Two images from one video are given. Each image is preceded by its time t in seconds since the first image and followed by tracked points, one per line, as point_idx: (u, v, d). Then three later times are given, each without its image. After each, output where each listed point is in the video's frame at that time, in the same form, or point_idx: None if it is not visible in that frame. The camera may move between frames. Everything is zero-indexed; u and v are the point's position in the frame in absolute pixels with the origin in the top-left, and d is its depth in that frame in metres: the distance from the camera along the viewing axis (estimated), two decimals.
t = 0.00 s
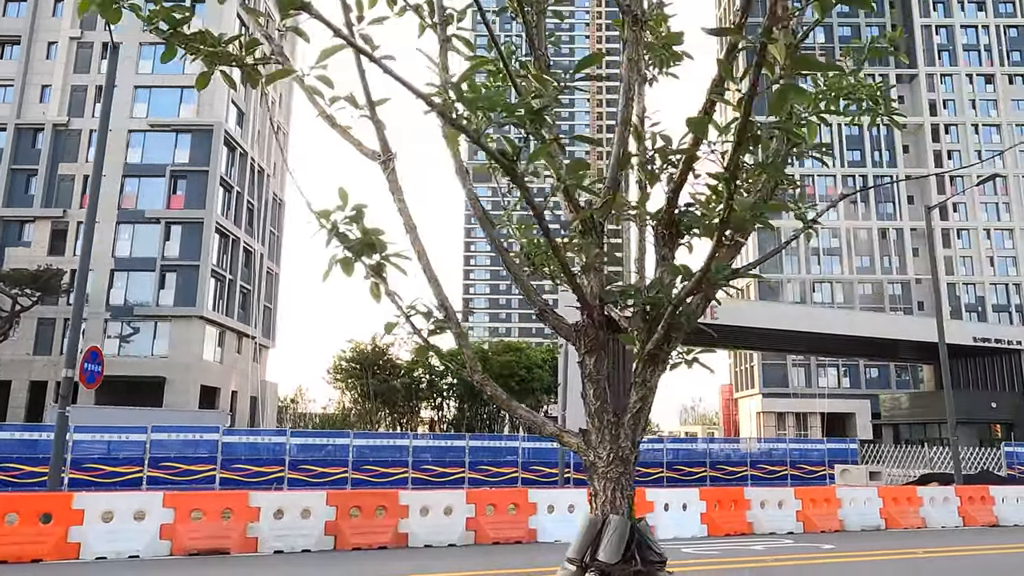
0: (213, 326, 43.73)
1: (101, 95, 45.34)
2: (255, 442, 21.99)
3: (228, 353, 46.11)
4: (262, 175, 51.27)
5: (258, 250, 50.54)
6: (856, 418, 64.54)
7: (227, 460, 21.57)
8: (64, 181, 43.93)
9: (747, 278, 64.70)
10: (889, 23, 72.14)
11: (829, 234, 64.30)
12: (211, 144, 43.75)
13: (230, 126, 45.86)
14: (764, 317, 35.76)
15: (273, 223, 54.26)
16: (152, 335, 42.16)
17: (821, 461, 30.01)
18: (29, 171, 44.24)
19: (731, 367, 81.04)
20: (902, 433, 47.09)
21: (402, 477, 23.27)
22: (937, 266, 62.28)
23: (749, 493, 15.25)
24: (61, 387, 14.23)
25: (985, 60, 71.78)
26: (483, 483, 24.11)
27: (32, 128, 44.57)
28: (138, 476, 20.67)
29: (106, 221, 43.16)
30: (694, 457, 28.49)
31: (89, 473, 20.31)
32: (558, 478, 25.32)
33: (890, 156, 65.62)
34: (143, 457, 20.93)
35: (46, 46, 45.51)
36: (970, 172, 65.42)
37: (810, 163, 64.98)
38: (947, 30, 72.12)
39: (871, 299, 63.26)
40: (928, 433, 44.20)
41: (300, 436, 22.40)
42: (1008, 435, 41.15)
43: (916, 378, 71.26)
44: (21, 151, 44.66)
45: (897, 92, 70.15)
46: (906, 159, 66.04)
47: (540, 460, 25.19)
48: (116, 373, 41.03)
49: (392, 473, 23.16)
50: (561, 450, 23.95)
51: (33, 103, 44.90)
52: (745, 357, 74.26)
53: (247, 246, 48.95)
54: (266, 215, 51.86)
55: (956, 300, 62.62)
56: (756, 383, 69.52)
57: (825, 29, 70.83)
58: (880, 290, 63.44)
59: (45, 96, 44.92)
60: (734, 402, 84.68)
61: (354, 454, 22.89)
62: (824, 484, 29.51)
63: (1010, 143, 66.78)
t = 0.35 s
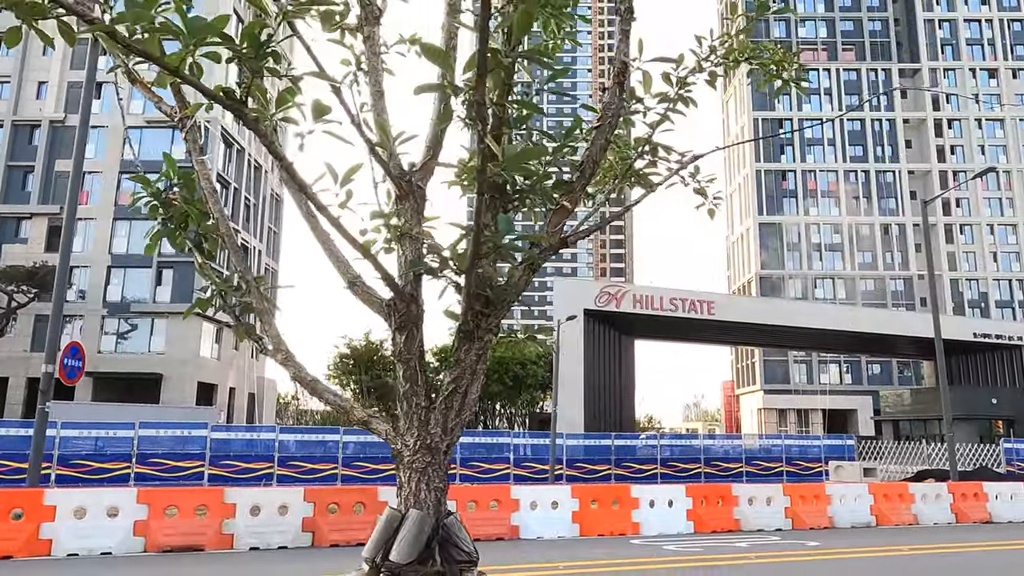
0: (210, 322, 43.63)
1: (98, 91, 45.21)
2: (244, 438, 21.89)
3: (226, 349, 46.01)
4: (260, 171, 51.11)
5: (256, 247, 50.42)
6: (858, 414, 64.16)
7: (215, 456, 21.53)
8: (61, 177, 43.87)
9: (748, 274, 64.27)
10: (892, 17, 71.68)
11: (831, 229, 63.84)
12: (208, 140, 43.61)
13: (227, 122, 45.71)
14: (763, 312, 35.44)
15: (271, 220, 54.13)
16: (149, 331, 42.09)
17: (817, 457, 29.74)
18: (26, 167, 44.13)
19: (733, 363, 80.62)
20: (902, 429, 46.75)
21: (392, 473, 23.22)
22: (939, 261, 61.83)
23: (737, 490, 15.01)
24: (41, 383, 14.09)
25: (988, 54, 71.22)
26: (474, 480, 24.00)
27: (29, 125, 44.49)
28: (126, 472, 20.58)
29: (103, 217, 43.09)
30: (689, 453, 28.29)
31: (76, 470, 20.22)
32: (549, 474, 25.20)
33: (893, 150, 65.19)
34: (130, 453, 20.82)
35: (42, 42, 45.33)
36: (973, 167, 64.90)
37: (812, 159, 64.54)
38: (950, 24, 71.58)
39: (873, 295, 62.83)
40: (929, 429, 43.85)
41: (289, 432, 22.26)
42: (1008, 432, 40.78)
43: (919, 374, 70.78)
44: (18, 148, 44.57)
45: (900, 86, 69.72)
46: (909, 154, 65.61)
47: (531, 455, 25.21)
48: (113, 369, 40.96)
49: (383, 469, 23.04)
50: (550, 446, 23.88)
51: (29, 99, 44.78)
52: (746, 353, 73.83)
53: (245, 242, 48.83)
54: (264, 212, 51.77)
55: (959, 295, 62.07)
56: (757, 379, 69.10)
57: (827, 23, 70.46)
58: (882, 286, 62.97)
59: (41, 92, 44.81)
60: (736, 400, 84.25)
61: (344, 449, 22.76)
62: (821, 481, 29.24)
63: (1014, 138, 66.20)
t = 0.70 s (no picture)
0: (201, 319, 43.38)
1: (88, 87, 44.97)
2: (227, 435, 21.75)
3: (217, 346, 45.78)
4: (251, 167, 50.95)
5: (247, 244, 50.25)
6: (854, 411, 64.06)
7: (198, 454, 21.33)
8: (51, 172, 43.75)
9: (743, 271, 64.11)
10: (889, 13, 71.51)
11: (827, 226, 63.65)
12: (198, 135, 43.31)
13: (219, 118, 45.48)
14: (755, 309, 35.27)
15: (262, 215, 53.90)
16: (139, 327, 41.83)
17: (807, 455, 29.61)
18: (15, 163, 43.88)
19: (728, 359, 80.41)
20: (896, 427, 46.63)
21: (377, 471, 23.16)
22: (935, 257, 61.67)
23: (720, 489, 14.84)
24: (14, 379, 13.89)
25: (985, 50, 70.97)
26: (461, 478, 23.90)
27: (19, 119, 44.18)
28: (106, 470, 20.42)
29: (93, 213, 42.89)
30: (679, 450, 28.07)
31: (55, 467, 20.07)
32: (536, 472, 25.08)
33: (889, 147, 65.10)
34: (110, 451, 20.61)
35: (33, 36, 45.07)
36: (969, 163, 64.63)
37: (808, 155, 64.47)
38: (947, 21, 71.35)
39: (869, 291, 62.67)
40: (922, 426, 43.71)
41: (273, 429, 22.10)
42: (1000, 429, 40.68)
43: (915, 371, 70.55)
44: (8, 142, 44.31)
45: (896, 82, 69.56)
46: (905, 151, 65.52)
47: (519, 453, 24.92)
48: (103, 366, 40.73)
49: (367, 467, 22.95)
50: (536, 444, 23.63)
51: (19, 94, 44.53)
52: (742, 349, 73.53)
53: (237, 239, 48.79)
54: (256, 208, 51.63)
55: (955, 292, 61.83)
56: (752, 375, 68.90)
57: (823, 18, 70.30)
58: (877, 282, 62.79)
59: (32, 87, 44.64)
60: (732, 396, 84.05)
61: (328, 448, 22.63)
62: (810, 479, 29.12)
63: (1010, 134, 65.87)
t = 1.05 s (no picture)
0: (190, 316, 43.02)
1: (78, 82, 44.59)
2: (208, 432, 21.48)
3: (207, 343, 45.44)
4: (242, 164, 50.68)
5: (238, 241, 49.93)
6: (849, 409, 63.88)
7: (178, 451, 21.11)
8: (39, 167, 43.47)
9: (738, 267, 63.82)
10: (884, 11, 71.35)
11: (822, 223, 63.41)
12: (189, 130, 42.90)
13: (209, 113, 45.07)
14: (746, 306, 35.10)
15: (254, 212, 53.59)
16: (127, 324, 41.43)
17: (796, 452, 29.43)
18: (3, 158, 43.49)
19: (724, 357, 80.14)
20: (889, 425, 46.45)
21: (361, 468, 22.98)
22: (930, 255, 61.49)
23: (701, 486, 14.66)
24: None
25: (980, 48, 70.79)
26: (446, 476, 23.70)
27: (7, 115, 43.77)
28: (85, 467, 20.21)
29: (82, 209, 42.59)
30: (667, 447, 27.83)
31: (33, 464, 19.84)
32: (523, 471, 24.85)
33: (884, 144, 64.94)
34: (89, 448, 20.40)
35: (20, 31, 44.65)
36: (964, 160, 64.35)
37: (802, 152, 64.35)
38: (942, 19, 71.17)
39: (864, 289, 62.47)
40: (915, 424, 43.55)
41: (255, 426, 21.94)
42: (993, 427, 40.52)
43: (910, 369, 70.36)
44: None
45: (891, 80, 69.37)
46: (900, 148, 65.36)
47: (505, 450, 24.74)
48: (91, 363, 40.01)
49: (351, 464, 22.77)
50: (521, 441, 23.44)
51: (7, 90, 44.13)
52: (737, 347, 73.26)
53: (229, 235, 48.59)
54: (247, 205, 51.35)
55: (950, 289, 61.67)
56: (746, 373, 68.61)
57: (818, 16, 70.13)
58: (872, 280, 62.61)
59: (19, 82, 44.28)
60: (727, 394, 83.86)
61: (311, 445, 22.45)
62: (799, 477, 28.94)
63: (1005, 131, 65.65)
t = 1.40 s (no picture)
0: (179, 316, 42.75)
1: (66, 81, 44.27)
2: (187, 434, 21.24)
3: (197, 343, 45.15)
4: (231, 163, 50.40)
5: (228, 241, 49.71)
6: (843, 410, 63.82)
7: (157, 452, 20.90)
8: (27, 167, 43.18)
9: (733, 268, 63.66)
10: (878, 12, 71.25)
11: (816, 224, 63.29)
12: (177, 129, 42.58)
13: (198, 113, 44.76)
14: (735, 306, 34.96)
15: (244, 212, 53.30)
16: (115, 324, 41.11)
17: (783, 453, 29.29)
18: None
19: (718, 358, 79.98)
20: (881, 425, 46.39)
21: (344, 469, 22.79)
22: (923, 256, 61.46)
23: (679, 487, 14.50)
24: None
25: (974, 49, 70.70)
26: (429, 476, 23.52)
27: None
28: (61, 468, 20.08)
29: (70, 209, 42.27)
30: (654, 448, 27.66)
31: (9, 465, 19.72)
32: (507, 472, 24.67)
33: (877, 145, 64.88)
34: (66, 449, 20.27)
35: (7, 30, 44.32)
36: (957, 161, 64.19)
37: (796, 153, 64.30)
38: (936, 19, 71.06)
39: (857, 290, 62.41)
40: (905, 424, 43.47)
41: (235, 427, 21.73)
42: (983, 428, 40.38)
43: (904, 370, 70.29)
44: None
45: (885, 81, 69.26)
46: (894, 149, 65.28)
47: (489, 451, 24.53)
48: (79, 364, 39.88)
49: (333, 465, 22.59)
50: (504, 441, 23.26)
51: None
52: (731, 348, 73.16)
53: (219, 235, 48.47)
54: (238, 205, 51.08)
55: (943, 290, 61.65)
56: (740, 373, 68.43)
57: (812, 16, 69.99)
58: (866, 281, 62.61)
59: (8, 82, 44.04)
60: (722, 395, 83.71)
61: (292, 445, 22.25)
62: (785, 478, 28.82)
63: (999, 132, 65.58)
